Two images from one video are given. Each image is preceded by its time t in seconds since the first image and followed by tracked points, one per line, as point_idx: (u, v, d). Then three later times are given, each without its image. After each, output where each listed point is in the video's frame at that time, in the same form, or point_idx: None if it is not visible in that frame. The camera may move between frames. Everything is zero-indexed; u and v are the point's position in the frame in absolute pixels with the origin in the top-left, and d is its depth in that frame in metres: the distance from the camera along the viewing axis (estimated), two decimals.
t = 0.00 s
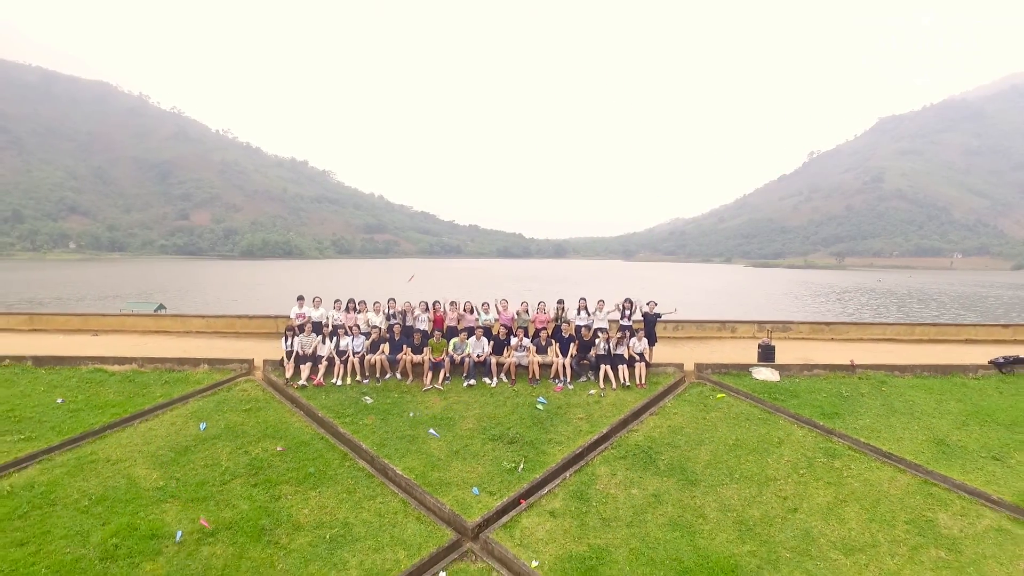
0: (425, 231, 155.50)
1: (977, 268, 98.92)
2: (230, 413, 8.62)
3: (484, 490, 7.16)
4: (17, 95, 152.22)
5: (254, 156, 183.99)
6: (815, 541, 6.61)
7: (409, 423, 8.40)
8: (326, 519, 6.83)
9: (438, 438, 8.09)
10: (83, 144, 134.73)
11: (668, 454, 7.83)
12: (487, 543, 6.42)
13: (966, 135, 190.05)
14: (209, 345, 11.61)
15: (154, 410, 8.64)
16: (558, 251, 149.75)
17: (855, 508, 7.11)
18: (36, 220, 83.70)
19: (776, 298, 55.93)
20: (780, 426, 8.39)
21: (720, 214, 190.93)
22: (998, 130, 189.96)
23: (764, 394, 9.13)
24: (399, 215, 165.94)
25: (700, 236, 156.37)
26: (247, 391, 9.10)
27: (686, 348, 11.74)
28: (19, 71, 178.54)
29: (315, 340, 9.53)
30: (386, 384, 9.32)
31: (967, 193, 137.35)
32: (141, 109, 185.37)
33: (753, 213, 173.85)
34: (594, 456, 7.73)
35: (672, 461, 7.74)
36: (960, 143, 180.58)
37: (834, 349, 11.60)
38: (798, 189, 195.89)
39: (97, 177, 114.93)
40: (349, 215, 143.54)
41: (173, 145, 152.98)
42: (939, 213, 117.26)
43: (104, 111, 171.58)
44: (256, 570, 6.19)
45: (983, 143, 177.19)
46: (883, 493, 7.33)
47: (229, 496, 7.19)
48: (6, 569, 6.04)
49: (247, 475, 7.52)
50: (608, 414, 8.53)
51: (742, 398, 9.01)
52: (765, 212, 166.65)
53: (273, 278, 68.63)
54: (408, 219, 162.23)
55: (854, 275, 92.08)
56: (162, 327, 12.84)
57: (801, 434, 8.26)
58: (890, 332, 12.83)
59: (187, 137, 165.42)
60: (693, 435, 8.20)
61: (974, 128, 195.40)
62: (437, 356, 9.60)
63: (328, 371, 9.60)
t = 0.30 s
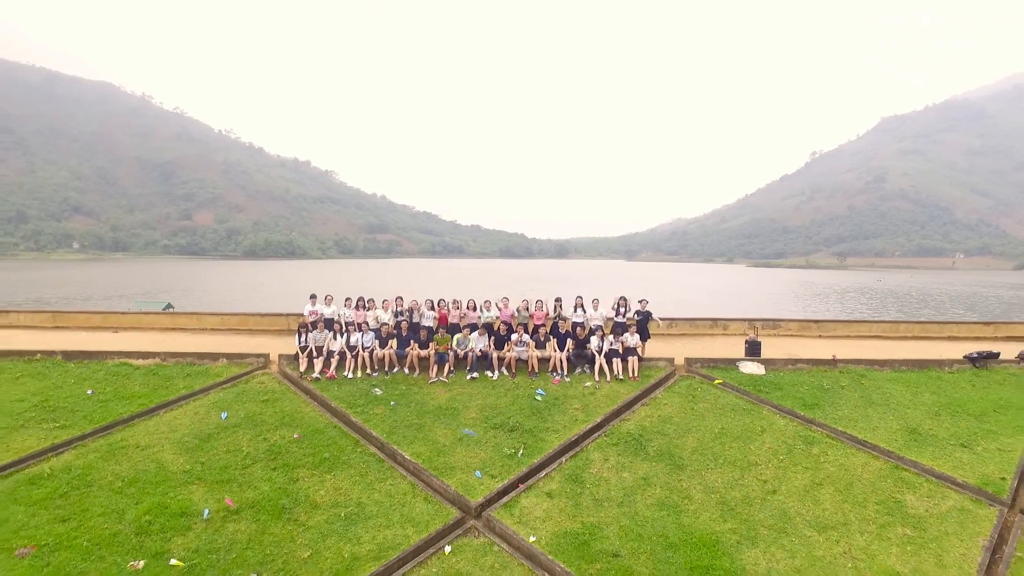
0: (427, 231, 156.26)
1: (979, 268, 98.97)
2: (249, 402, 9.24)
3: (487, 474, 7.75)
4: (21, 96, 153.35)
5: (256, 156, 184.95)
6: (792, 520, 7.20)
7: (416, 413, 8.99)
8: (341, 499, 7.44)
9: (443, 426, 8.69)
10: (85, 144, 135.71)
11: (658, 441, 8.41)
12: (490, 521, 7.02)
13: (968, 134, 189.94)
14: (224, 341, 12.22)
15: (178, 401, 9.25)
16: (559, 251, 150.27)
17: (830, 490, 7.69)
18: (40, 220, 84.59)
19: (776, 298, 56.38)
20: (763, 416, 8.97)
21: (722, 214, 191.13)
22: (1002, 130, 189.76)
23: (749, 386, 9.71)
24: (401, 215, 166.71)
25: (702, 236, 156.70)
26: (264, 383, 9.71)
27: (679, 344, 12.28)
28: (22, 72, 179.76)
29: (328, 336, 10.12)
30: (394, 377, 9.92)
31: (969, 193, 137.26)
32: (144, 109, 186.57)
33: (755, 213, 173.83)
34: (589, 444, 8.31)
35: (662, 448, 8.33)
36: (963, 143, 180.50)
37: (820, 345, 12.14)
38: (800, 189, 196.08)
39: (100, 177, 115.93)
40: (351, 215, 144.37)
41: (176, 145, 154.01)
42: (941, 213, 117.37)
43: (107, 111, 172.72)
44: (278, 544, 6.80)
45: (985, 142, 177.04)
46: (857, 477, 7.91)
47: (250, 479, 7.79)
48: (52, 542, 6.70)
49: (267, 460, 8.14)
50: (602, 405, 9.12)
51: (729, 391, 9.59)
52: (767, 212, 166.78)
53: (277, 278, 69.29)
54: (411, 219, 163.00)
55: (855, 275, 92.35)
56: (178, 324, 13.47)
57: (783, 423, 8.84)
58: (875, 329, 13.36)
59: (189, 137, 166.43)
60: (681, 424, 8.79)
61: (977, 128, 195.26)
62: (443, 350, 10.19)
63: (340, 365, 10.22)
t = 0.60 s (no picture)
0: (429, 231, 156.93)
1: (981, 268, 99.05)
2: (266, 394, 9.87)
3: (489, 459, 8.37)
4: (25, 96, 154.53)
5: (258, 156, 185.97)
6: (771, 501, 7.81)
7: (423, 404, 9.61)
8: (355, 482, 8.06)
9: (448, 416, 9.30)
10: (88, 144, 136.71)
11: (648, 430, 9.02)
12: (492, 500, 7.64)
13: (971, 134, 189.91)
14: (239, 337, 12.84)
15: (200, 393, 9.89)
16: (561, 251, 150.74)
17: (808, 475, 8.29)
18: (43, 220, 85.53)
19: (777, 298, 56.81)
20: (747, 407, 9.58)
21: (723, 214, 191.47)
22: (1005, 130, 189.72)
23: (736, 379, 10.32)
24: (403, 215, 167.40)
25: (703, 237, 157.15)
26: (280, 377, 10.33)
27: (672, 340, 12.88)
28: (26, 72, 181.11)
29: (339, 332, 10.73)
30: (401, 370, 10.56)
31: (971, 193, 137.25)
32: (147, 110, 187.81)
33: (757, 213, 174.14)
34: (584, 432, 8.91)
35: (652, 436, 8.93)
36: (965, 143, 180.49)
37: (807, 342, 12.72)
38: (802, 189, 196.30)
39: (104, 178, 116.90)
40: (353, 215, 145.13)
41: (179, 145, 155.07)
42: (943, 213, 117.55)
43: (110, 112, 173.84)
44: (297, 522, 7.42)
45: (988, 142, 176.99)
46: (833, 462, 8.50)
47: (269, 463, 8.41)
48: (91, 519, 7.35)
49: (285, 447, 8.74)
50: (597, 396, 9.74)
51: (717, 384, 10.19)
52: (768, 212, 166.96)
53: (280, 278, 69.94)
54: (413, 219, 163.68)
55: (855, 275, 92.69)
56: (194, 322, 14.09)
57: (766, 414, 9.43)
58: (861, 327, 13.91)
59: (192, 137, 167.53)
60: (671, 413, 9.40)
61: (980, 128, 195.25)
62: (447, 346, 10.80)
63: (350, 359, 10.84)
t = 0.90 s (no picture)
0: (430, 231, 157.70)
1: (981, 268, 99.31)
2: (280, 385, 10.51)
3: (491, 445, 8.97)
4: (27, 96, 155.55)
5: (259, 156, 186.89)
6: (752, 484, 8.43)
7: (429, 394, 10.26)
8: (368, 465, 8.70)
9: (453, 404, 9.96)
10: (90, 144, 137.57)
11: (639, 418, 9.67)
12: (493, 482, 8.26)
13: (972, 134, 190.18)
14: (252, 333, 13.46)
15: (219, 385, 10.52)
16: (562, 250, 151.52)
17: (788, 460, 8.91)
18: (45, 220, 86.34)
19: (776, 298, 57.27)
20: (733, 398, 10.20)
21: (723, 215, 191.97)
22: (1006, 130, 190.00)
23: (723, 372, 10.95)
24: (405, 216, 168.20)
25: (703, 237, 157.71)
26: (294, 370, 10.98)
27: (664, 337, 13.50)
28: (29, 73, 182.39)
29: (349, 329, 11.35)
30: (408, 364, 11.20)
31: (972, 193, 137.48)
32: (149, 110, 189.01)
33: (757, 213, 174.50)
34: (579, 421, 9.53)
35: (644, 424, 9.56)
36: (966, 143, 180.81)
37: (793, 338, 13.31)
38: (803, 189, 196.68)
39: (105, 178, 117.76)
40: (355, 215, 145.84)
41: (181, 146, 156.00)
42: (943, 214, 117.77)
43: (112, 112, 174.84)
44: (314, 501, 8.05)
45: (989, 142, 177.13)
46: (814, 449, 9.10)
47: (287, 449, 9.04)
48: (124, 499, 8.00)
49: (301, 434, 9.37)
50: (591, 387, 10.37)
51: (705, 377, 10.80)
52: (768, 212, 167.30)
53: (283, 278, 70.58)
54: (414, 219, 164.41)
55: (855, 275, 93.10)
56: (208, 319, 14.72)
57: (751, 405, 10.04)
58: (847, 325, 14.47)
59: (193, 137, 168.47)
60: (661, 403, 10.05)
61: (981, 127, 195.53)
62: (451, 341, 11.42)
63: (359, 353, 11.49)
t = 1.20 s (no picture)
0: (431, 232, 158.36)
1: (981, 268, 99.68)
2: (295, 378, 11.16)
3: (493, 433, 9.62)
4: (29, 97, 156.29)
5: (260, 156, 187.64)
6: (736, 468, 9.06)
7: (434, 385, 10.92)
8: (378, 451, 9.34)
9: (457, 395, 10.60)
10: (91, 144, 138.28)
11: (631, 408, 10.33)
12: (496, 466, 8.89)
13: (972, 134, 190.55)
14: (265, 330, 14.11)
15: (236, 377, 11.17)
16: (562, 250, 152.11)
17: (770, 446, 9.55)
18: (47, 220, 87.03)
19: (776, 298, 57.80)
20: (720, 390, 10.85)
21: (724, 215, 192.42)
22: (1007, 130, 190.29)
23: (712, 365, 11.60)
24: (405, 216, 168.80)
25: (703, 237, 158.23)
26: (307, 363, 11.63)
27: (658, 333, 14.14)
28: (30, 73, 183.16)
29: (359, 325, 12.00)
30: (414, 359, 11.86)
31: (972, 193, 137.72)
32: (150, 111, 189.78)
33: (757, 213, 174.91)
34: (575, 411, 10.16)
35: (635, 413, 10.20)
36: (967, 143, 181.15)
37: (782, 334, 13.94)
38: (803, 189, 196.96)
39: (107, 178, 118.45)
40: (355, 215, 146.45)
41: (182, 146, 156.75)
42: (943, 213, 118.08)
43: (113, 112, 175.59)
44: (330, 483, 8.71)
45: (990, 142, 177.38)
46: (795, 436, 9.73)
47: (303, 436, 9.69)
48: (153, 481, 8.64)
49: (316, 422, 10.02)
50: (586, 380, 11.02)
51: (695, 370, 11.44)
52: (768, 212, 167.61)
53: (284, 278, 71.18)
54: (415, 219, 164.97)
55: (854, 275, 93.56)
56: (222, 317, 15.36)
57: (737, 396, 10.69)
58: (834, 322, 15.11)
59: (194, 137, 169.17)
60: (652, 394, 10.69)
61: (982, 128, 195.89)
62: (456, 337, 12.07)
63: (368, 348, 12.15)
